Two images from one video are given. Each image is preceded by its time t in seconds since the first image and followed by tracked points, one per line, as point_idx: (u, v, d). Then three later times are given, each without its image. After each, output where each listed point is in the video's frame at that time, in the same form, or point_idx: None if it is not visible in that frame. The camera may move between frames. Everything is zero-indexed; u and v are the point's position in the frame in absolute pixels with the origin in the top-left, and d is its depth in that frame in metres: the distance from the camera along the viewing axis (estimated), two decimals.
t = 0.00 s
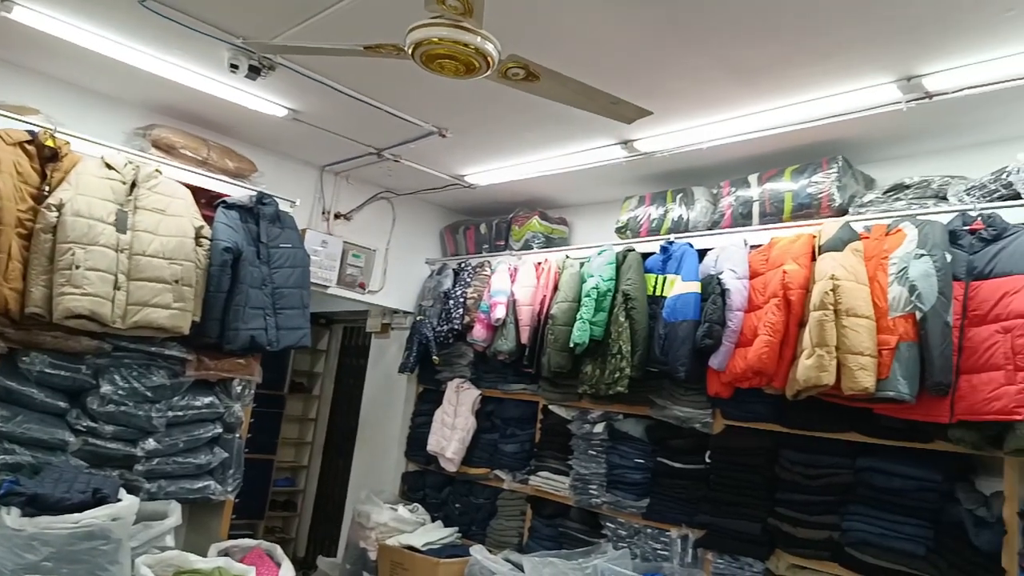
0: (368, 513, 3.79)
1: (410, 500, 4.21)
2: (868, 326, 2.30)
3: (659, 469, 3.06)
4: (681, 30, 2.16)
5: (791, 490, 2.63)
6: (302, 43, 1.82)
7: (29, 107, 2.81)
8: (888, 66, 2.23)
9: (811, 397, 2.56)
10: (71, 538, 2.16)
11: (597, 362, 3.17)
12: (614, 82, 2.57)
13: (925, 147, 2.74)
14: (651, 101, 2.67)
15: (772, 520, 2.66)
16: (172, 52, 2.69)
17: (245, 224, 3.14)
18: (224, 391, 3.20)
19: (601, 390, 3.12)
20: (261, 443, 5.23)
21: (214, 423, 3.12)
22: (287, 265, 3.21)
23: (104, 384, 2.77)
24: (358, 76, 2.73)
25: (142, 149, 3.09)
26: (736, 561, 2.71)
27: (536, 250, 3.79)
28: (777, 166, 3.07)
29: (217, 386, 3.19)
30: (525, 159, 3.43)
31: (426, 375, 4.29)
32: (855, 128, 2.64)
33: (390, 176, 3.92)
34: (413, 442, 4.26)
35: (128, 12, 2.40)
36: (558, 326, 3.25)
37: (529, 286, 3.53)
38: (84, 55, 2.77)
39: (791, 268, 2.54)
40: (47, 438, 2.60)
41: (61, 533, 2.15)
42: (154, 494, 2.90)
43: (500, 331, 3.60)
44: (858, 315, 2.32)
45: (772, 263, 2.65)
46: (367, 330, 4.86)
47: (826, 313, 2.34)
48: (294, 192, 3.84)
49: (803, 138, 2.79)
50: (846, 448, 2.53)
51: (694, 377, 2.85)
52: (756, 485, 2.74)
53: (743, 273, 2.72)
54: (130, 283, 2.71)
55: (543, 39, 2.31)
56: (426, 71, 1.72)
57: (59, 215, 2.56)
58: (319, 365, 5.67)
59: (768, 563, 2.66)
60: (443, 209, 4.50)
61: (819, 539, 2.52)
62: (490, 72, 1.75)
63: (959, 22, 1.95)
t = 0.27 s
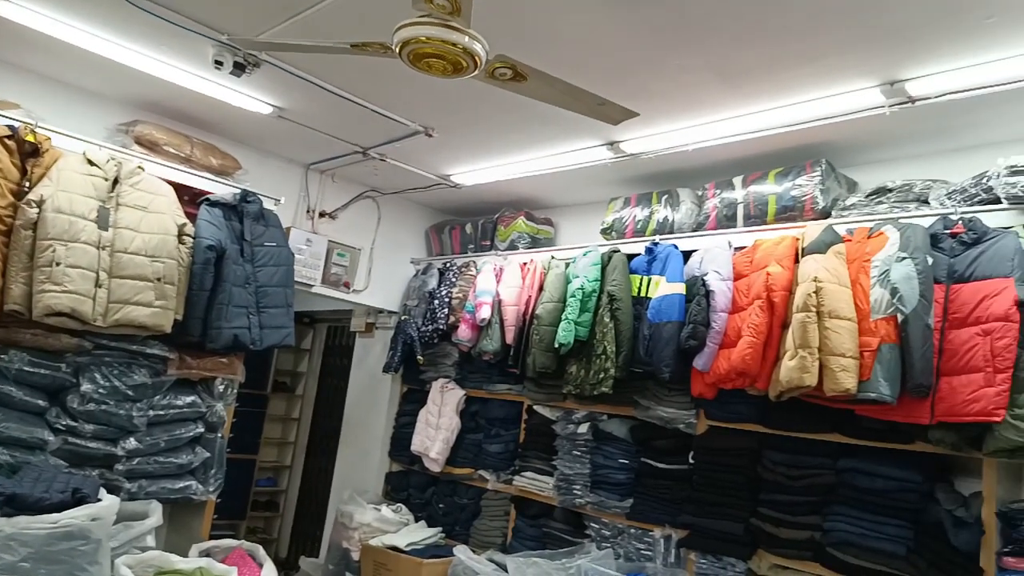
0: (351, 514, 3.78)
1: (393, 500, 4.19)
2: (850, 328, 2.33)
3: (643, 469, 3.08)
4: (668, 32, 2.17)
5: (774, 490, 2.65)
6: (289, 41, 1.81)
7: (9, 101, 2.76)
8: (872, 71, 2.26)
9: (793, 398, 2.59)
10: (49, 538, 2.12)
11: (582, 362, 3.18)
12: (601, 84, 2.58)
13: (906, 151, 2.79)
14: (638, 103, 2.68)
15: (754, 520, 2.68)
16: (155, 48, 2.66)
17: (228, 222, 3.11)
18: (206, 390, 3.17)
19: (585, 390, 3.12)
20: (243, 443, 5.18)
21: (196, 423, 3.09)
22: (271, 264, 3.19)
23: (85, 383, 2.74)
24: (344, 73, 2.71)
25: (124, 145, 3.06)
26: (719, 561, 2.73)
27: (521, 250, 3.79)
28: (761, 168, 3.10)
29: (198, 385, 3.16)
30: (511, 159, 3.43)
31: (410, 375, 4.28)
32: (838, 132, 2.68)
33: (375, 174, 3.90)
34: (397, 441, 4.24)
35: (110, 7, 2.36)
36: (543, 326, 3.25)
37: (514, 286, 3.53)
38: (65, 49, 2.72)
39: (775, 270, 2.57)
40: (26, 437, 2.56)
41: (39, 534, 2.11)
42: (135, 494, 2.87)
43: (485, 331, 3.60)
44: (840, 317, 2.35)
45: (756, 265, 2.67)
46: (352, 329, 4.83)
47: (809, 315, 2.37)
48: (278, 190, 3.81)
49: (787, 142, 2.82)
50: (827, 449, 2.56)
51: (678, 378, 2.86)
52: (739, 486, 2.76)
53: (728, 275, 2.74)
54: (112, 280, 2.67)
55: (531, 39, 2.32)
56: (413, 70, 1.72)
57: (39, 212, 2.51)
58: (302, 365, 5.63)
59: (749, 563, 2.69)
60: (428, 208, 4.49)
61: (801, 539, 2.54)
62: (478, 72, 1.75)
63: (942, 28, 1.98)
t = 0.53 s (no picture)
0: (333, 513, 3.75)
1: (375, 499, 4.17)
2: (831, 329, 2.36)
3: (626, 468, 3.09)
4: (654, 32, 2.18)
5: (756, 489, 2.68)
6: (273, 36, 1.79)
7: None
8: (855, 74, 2.29)
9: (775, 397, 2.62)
10: (26, 538, 2.08)
11: (566, 361, 3.19)
12: (588, 84, 2.58)
13: (888, 154, 2.83)
14: (624, 103, 2.69)
15: (736, 518, 2.71)
16: (137, 41, 2.62)
17: (210, 219, 3.08)
18: (187, 388, 3.14)
19: (569, 389, 3.13)
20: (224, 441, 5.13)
21: (177, 421, 3.07)
22: (254, 261, 3.15)
23: (64, 380, 2.70)
24: (329, 70, 2.69)
25: (104, 140, 3.01)
26: (701, 559, 2.76)
27: (506, 249, 3.79)
28: (745, 169, 3.13)
29: (180, 383, 3.13)
30: (496, 158, 3.43)
31: (394, 373, 4.26)
32: (821, 134, 2.71)
33: (360, 172, 3.87)
34: (380, 440, 4.22)
35: None
36: (527, 325, 3.25)
37: (499, 285, 3.53)
38: (43, 42, 2.67)
39: (758, 271, 2.59)
40: (3, 436, 2.52)
41: (15, 533, 2.07)
42: (114, 493, 2.84)
43: (469, 330, 3.59)
44: (821, 318, 2.38)
45: (739, 265, 2.70)
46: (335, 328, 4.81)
47: (791, 315, 2.40)
48: (262, 187, 3.78)
49: (771, 143, 2.84)
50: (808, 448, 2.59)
51: (661, 377, 2.88)
52: (721, 484, 2.78)
53: (711, 275, 2.76)
54: (91, 277, 2.63)
55: (517, 38, 2.32)
56: (399, 67, 1.71)
57: (18, 207, 2.48)
58: (285, 363, 5.59)
59: (731, 561, 2.71)
60: (413, 206, 4.47)
61: (782, 537, 2.57)
62: (464, 69, 1.74)
63: (924, 32, 2.00)
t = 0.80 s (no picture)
0: (318, 512, 3.74)
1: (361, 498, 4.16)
2: (816, 328, 2.38)
3: (612, 467, 3.11)
4: (642, 32, 2.19)
5: (741, 487, 2.70)
6: (259, 32, 1.77)
7: None
8: (841, 75, 2.31)
9: (760, 395, 2.64)
10: (7, 538, 2.05)
11: (553, 360, 3.20)
12: (576, 82, 2.58)
13: (872, 155, 2.86)
14: (611, 102, 2.69)
15: (721, 516, 2.73)
16: (121, 36, 2.59)
17: (195, 216, 3.05)
18: (171, 386, 3.11)
19: (556, 388, 3.13)
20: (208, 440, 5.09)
21: (161, 420, 3.04)
22: (240, 259, 3.13)
23: (45, 378, 2.67)
24: (316, 67, 2.68)
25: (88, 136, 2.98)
26: (686, 556, 2.78)
27: (493, 248, 3.79)
28: (731, 169, 3.15)
29: (163, 381, 3.10)
30: (484, 156, 3.42)
31: (380, 372, 4.25)
32: (806, 135, 2.73)
33: (346, 170, 3.85)
34: (366, 439, 4.21)
35: None
36: (514, 324, 3.26)
37: (486, 283, 3.53)
38: (25, 36, 2.63)
39: (744, 270, 2.61)
40: None
41: None
42: (97, 492, 2.82)
43: (456, 328, 3.59)
44: (806, 317, 2.40)
45: (726, 265, 2.71)
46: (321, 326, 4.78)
47: (777, 314, 2.42)
48: (247, 184, 3.75)
49: (757, 143, 2.86)
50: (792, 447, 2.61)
51: (648, 376, 2.89)
52: (707, 483, 2.80)
53: (698, 275, 2.78)
54: (74, 274, 2.61)
55: (505, 37, 2.32)
56: (387, 64, 1.70)
57: None
58: (270, 361, 5.55)
59: (716, 559, 2.73)
60: (399, 204, 4.46)
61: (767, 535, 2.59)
62: (452, 67, 1.74)
63: (909, 34, 2.02)
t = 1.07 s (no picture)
0: (307, 512, 3.72)
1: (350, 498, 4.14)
2: (805, 327, 2.40)
3: (602, 465, 3.11)
4: (632, 32, 2.19)
5: (730, 485, 2.72)
6: (248, 30, 1.76)
7: None
8: (829, 75, 2.32)
9: (748, 394, 2.66)
10: None
11: (543, 359, 3.20)
12: (566, 82, 2.58)
13: (860, 156, 2.88)
14: (601, 102, 2.70)
15: (710, 515, 2.74)
16: (108, 33, 2.56)
17: (183, 214, 3.03)
18: (159, 386, 3.09)
19: (546, 387, 3.13)
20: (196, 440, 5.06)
21: (148, 420, 3.02)
22: (228, 257, 3.11)
23: (31, 377, 2.65)
24: (305, 64, 2.66)
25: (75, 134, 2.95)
26: (675, 555, 2.80)
27: (483, 247, 3.79)
28: (720, 169, 3.16)
29: (151, 380, 3.08)
30: (474, 155, 3.42)
31: (370, 371, 4.24)
32: (794, 135, 2.75)
33: (336, 168, 3.84)
34: (355, 439, 4.20)
35: None
36: (504, 323, 3.25)
37: (476, 283, 3.53)
38: (10, 32, 2.60)
39: (733, 270, 2.63)
40: None
41: None
42: (84, 493, 2.80)
43: (445, 328, 3.58)
44: (795, 316, 2.41)
45: (715, 264, 2.73)
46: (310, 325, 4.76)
47: (765, 313, 2.44)
48: (235, 182, 3.72)
49: (745, 143, 2.88)
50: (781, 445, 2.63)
51: (637, 375, 2.90)
52: (696, 481, 2.82)
53: (687, 274, 2.79)
54: (61, 273, 2.59)
55: (496, 36, 2.31)
56: (377, 62, 1.70)
57: None
58: (259, 361, 5.52)
59: (705, 557, 2.75)
60: (389, 203, 4.44)
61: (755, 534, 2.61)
62: (442, 66, 1.73)
63: (897, 34, 2.04)
